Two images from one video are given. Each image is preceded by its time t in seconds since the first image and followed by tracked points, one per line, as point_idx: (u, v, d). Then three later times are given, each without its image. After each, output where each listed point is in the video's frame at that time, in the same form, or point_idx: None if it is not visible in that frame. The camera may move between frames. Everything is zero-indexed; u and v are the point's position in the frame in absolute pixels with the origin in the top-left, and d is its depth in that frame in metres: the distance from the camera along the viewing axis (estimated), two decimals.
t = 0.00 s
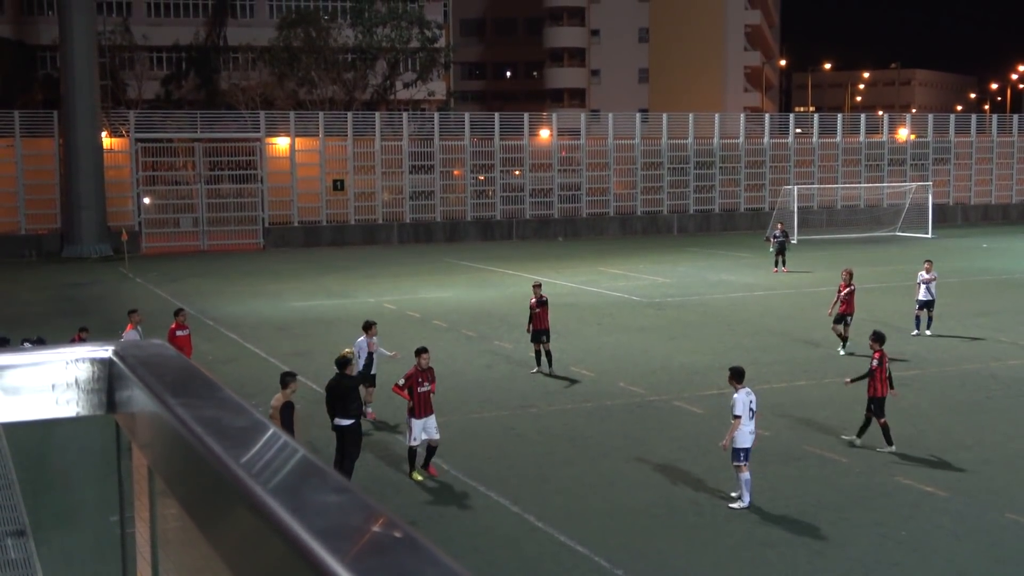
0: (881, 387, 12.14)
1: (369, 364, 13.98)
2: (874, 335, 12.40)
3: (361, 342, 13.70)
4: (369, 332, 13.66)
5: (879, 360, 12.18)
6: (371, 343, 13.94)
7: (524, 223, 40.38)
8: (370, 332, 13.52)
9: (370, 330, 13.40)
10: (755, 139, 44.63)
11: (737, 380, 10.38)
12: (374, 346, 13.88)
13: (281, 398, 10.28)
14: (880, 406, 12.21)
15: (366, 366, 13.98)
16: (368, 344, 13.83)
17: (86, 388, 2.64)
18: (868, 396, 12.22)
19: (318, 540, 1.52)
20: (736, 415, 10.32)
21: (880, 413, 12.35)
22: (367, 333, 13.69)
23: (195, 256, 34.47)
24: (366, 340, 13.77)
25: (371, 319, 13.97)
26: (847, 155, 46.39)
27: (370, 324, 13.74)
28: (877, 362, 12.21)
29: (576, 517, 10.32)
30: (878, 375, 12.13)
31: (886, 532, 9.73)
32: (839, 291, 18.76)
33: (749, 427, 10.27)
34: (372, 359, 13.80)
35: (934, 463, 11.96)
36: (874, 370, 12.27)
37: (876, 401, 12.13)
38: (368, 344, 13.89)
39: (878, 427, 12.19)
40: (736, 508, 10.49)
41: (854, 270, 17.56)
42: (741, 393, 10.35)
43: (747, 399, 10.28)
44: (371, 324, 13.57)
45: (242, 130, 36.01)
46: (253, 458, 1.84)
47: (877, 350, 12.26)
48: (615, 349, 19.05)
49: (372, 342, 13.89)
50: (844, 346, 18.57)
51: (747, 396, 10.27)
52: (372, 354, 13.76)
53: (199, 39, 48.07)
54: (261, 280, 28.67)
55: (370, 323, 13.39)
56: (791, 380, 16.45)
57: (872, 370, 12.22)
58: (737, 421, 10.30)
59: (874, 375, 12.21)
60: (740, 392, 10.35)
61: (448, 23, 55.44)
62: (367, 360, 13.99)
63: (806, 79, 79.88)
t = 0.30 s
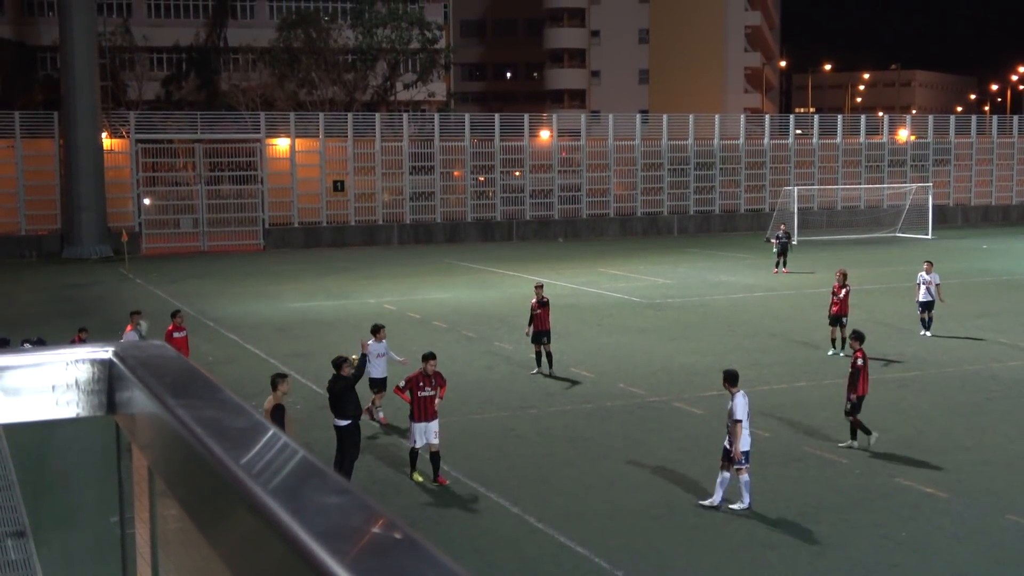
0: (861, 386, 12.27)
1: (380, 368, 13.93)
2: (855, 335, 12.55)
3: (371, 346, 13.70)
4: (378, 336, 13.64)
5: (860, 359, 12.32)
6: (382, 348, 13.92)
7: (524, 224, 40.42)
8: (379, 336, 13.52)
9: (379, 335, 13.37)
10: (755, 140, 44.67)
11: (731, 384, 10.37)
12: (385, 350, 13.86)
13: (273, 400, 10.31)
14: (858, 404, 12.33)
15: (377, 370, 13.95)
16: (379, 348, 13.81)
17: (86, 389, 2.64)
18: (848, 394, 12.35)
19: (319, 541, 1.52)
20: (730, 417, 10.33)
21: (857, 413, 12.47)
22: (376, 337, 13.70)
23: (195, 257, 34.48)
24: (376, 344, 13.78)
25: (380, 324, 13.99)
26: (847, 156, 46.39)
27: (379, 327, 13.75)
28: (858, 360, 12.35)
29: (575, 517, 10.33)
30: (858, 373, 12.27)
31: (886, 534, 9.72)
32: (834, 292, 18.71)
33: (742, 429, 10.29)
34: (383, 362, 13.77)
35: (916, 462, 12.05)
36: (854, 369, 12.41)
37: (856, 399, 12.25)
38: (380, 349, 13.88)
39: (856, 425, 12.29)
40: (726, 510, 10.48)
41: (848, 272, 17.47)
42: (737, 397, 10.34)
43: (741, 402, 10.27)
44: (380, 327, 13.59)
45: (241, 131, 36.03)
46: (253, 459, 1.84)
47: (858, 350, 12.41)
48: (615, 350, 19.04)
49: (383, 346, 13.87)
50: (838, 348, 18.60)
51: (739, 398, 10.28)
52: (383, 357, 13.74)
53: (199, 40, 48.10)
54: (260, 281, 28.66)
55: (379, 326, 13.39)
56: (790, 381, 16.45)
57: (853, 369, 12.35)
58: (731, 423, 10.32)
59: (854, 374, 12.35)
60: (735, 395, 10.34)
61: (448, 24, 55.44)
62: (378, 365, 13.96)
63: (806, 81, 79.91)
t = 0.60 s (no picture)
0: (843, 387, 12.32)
1: (390, 370, 13.92)
2: (836, 336, 12.50)
3: (380, 348, 13.67)
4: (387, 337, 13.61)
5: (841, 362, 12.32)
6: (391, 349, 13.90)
7: (524, 225, 40.45)
8: (389, 338, 13.49)
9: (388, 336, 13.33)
10: (756, 141, 44.70)
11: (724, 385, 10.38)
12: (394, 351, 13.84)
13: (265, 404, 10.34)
14: (842, 405, 12.40)
15: (386, 372, 13.92)
16: (388, 350, 13.79)
17: (86, 390, 2.64)
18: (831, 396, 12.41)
19: (318, 543, 1.52)
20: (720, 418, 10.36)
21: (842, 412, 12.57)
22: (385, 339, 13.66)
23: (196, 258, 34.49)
24: (385, 345, 13.76)
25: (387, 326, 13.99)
26: (847, 157, 46.40)
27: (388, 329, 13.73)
28: (840, 362, 12.34)
29: (575, 518, 10.33)
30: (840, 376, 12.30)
31: (886, 535, 9.71)
32: (830, 293, 18.67)
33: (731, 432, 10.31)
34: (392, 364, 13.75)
35: (893, 461, 12.12)
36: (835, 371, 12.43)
37: (839, 401, 12.32)
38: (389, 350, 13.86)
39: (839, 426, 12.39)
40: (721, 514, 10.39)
41: (844, 273, 17.42)
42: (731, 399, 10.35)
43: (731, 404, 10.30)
44: (389, 330, 13.58)
45: (241, 131, 36.04)
46: (253, 460, 1.84)
47: (840, 351, 12.38)
48: (614, 351, 19.03)
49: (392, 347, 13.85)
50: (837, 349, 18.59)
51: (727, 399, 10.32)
52: (393, 358, 13.73)
53: (199, 41, 48.12)
54: (261, 282, 28.58)
55: (388, 328, 13.37)
56: (790, 381, 16.45)
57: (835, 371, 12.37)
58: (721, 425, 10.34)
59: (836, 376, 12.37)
60: (727, 396, 10.35)
61: (448, 25, 55.45)
62: (387, 367, 13.93)
63: (806, 81, 79.95)
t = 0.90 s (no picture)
0: (822, 389, 12.35)
1: (403, 373, 13.77)
2: (816, 336, 12.44)
3: (393, 351, 13.52)
4: (400, 340, 13.46)
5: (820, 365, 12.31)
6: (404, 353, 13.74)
7: (523, 225, 40.46)
8: (402, 340, 13.34)
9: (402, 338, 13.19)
10: (755, 141, 44.75)
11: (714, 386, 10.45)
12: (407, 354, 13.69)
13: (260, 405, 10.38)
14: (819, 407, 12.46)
15: (398, 376, 13.75)
16: (401, 353, 13.63)
17: (85, 390, 2.64)
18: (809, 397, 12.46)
19: (318, 543, 1.52)
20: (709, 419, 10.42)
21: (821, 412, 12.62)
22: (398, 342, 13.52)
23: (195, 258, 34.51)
24: (397, 348, 13.61)
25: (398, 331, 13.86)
26: (846, 157, 46.39)
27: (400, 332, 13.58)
28: (819, 364, 12.33)
29: (574, 517, 10.35)
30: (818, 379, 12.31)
31: (885, 535, 9.72)
32: (827, 293, 18.66)
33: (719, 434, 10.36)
34: (405, 367, 13.59)
35: (874, 462, 12.14)
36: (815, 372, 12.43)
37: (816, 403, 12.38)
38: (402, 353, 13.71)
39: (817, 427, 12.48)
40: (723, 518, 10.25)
41: (841, 274, 17.39)
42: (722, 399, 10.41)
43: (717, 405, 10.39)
44: (402, 332, 13.46)
45: (241, 132, 36.05)
46: (252, 460, 1.84)
47: (820, 352, 12.36)
48: (614, 351, 19.03)
49: (404, 350, 13.71)
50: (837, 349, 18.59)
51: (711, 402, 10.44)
52: (406, 361, 13.57)
53: (199, 41, 48.12)
54: (260, 283, 28.56)
55: (401, 331, 13.22)
56: (790, 382, 16.46)
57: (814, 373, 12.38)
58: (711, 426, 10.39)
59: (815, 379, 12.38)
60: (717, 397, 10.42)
61: (448, 25, 55.45)
62: (399, 371, 13.78)
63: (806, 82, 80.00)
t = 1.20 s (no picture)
0: (807, 386, 12.36)
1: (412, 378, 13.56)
2: (801, 335, 12.32)
3: (402, 355, 13.34)
4: (409, 343, 13.30)
5: (805, 364, 12.28)
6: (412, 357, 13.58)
7: (522, 226, 40.48)
8: (410, 343, 13.24)
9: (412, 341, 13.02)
10: (754, 141, 44.79)
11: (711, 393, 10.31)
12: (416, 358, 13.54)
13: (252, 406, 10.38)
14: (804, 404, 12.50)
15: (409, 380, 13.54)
16: (409, 357, 13.46)
17: (82, 390, 2.65)
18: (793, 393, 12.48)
19: (315, 542, 1.52)
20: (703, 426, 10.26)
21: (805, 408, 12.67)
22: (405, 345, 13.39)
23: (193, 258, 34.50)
24: (405, 352, 13.50)
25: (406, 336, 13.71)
26: (844, 158, 46.37)
27: (408, 336, 13.44)
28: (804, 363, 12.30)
29: (573, 517, 10.35)
30: (804, 378, 12.32)
31: (883, 536, 9.72)
32: (825, 294, 18.64)
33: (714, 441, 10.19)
34: (415, 370, 13.41)
35: (858, 462, 12.15)
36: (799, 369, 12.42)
37: (802, 401, 12.43)
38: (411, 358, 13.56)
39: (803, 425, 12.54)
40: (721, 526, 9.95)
41: (837, 274, 17.39)
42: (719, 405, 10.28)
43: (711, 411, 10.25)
44: (409, 336, 13.35)
45: (239, 132, 36.02)
46: (249, 462, 1.84)
47: (804, 351, 12.31)
48: (612, 352, 19.02)
49: (413, 355, 13.54)
50: (835, 350, 18.57)
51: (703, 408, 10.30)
52: (414, 365, 13.39)
53: (197, 42, 48.12)
54: (259, 283, 28.52)
55: (410, 334, 13.10)
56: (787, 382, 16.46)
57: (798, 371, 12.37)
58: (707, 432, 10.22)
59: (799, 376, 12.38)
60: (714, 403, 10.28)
61: (446, 25, 55.43)
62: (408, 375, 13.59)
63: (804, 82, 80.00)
